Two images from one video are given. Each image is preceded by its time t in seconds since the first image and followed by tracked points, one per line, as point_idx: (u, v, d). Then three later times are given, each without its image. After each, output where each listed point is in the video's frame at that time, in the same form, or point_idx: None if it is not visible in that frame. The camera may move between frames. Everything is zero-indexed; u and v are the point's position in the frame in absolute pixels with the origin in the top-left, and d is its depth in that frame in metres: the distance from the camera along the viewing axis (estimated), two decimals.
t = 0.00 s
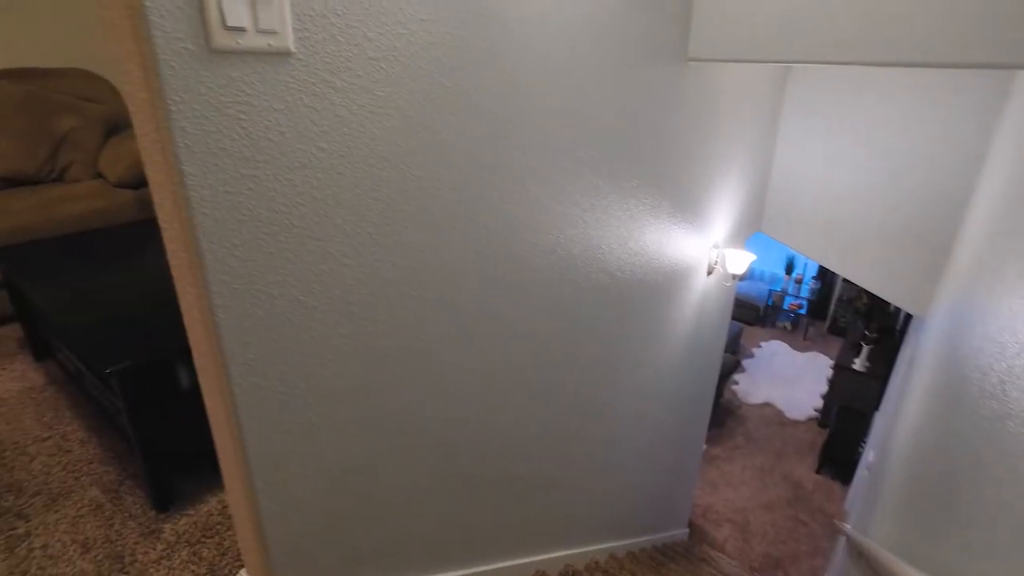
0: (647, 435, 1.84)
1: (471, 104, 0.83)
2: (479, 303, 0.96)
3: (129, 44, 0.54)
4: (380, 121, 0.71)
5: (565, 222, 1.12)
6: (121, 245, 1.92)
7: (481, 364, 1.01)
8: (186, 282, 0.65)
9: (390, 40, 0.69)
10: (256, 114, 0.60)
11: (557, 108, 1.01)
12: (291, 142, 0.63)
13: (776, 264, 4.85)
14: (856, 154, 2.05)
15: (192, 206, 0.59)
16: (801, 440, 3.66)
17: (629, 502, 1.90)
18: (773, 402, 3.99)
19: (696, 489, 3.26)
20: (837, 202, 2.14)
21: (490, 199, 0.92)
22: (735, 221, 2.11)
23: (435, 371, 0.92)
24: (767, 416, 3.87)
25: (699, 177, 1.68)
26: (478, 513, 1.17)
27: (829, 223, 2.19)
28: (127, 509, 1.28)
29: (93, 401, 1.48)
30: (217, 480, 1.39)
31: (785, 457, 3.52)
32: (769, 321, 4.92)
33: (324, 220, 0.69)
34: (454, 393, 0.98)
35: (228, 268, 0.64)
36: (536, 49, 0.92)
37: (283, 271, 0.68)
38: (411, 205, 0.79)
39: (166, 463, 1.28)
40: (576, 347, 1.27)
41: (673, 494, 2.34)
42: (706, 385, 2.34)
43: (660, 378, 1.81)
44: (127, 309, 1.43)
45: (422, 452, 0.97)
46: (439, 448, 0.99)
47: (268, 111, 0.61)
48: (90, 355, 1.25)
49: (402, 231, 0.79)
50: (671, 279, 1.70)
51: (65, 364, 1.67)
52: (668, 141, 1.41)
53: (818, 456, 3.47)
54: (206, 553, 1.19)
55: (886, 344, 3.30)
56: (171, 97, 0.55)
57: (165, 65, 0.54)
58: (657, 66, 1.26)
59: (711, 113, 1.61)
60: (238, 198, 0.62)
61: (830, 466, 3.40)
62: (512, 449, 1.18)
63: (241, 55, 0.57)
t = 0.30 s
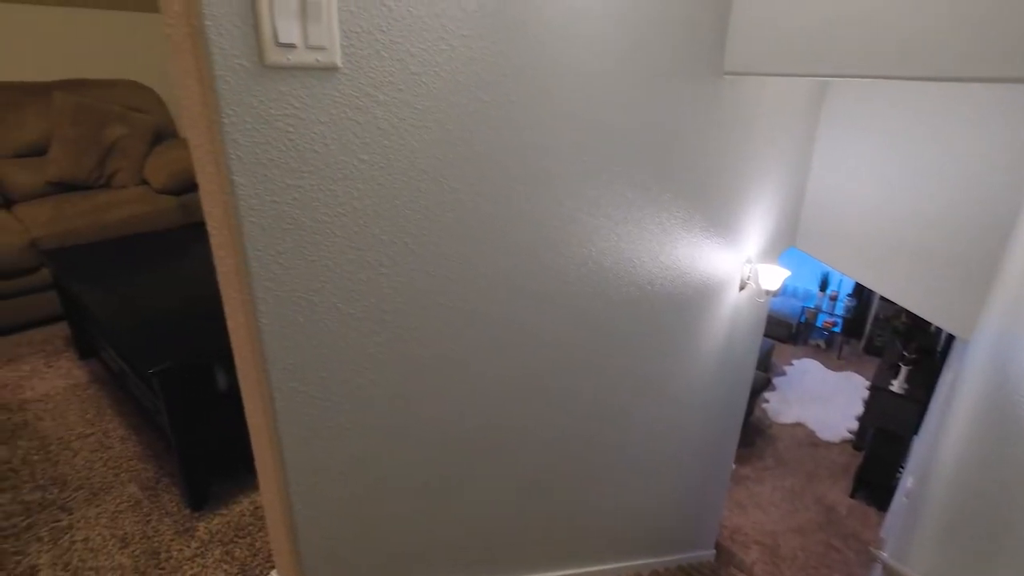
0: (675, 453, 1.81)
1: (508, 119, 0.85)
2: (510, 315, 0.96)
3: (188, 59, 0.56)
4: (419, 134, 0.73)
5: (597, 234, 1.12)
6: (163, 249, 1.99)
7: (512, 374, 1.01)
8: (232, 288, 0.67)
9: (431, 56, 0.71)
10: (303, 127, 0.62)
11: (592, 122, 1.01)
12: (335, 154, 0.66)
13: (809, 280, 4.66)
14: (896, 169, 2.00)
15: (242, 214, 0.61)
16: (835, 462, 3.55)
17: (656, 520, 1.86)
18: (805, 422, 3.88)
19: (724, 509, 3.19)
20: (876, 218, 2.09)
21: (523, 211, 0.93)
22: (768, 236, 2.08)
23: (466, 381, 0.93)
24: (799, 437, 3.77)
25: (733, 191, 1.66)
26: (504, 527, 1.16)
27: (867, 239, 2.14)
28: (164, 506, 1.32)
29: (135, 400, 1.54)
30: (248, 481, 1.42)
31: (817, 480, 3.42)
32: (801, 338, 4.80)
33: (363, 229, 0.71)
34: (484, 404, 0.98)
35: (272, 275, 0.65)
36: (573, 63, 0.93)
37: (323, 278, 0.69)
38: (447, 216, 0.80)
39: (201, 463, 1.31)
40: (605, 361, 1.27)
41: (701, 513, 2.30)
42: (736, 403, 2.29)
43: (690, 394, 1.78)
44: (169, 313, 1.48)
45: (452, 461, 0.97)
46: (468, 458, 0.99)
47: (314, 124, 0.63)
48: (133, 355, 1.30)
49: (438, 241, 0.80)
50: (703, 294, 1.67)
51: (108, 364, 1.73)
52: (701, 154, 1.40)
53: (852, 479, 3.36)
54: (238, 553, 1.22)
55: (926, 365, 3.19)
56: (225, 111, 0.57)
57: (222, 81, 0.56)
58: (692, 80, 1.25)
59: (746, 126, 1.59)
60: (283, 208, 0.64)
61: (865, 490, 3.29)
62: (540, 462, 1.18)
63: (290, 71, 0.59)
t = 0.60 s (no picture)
0: (729, 486, 1.74)
1: (573, 142, 0.86)
2: (567, 336, 0.96)
3: (283, 83, 0.58)
4: (488, 156, 0.75)
5: (656, 257, 1.11)
6: (234, 258, 2.11)
7: (567, 394, 1.01)
8: (308, 302, 0.68)
9: (502, 81, 0.74)
10: (381, 148, 0.64)
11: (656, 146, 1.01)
12: (408, 175, 0.68)
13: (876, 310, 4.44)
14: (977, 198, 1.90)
15: (322, 231, 0.63)
16: (903, 507, 3.32)
17: (707, 557, 1.79)
18: (870, 462, 3.65)
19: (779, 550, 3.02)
20: (953, 248, 1.98)
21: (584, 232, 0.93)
22: (834, 264, 2.00)
23: (522, 400, 0.93)
24: (862, 477, 3.55)
25: (798, 216, 1.61)
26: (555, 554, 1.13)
27: (942, 271, 2.03)
28: (226, 504, 1.38)
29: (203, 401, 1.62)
30: (304, 486, 1.46)
31: (883, 525, 3.20)
32: (866, 372, 4.55)
33: (430, 247, 0.73)
34: (538, 425, 0.98)
35: (346, 291, 0.67)
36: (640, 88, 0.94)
37: (393, 293, 0.71)
38: (509, 235, 0.82)
39: (262, 466, 1.37)
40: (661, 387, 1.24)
41: (754, 553, 2.19)
42: (794, 438, 2.20)
43: (747, 426, 1.72)
44: (239, 319, 1.56)
45: (506, 482, 0.96)
46: (521, 478, 0.99)
47: (391, 146, 0.65)
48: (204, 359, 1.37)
49: (500, 260, 0.82)
50: (764, 322, 1.62)
51: (180, 365, 1.83)
52: (766, 179, 1.37)
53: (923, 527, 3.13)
54: (294, 555, 1.26)
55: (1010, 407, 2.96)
56: (313, 133, 0.59)
57: (312, 105, 0.58)
58: (760, 104, 1.23)
59: (814, 151, 1.55)
60: (359, 226, 0.65)
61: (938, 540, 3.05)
62: (591, 487, 1.16)
63: (373, 96, 0.62)
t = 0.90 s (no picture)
0: (819, 545, 1.61)
1: (670, 177, 0.85)
2: (655, 373, 0.94)
3: (401, 120, 0.62)
4: (585, 189, 0.76)
5: (750, 295, 1.07)
6: (328, 274, 2.24)
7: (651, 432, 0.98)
8: (407, 325, 0.71)
9: (604, 117, 0.75)
10: (485, 181, 0.67)
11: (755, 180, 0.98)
12: (509, 207, 0.70)
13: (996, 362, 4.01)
14: None
15: (427, 259, 0.66)
16: None
17: None
18: (985, 534, 3.25)
19: None
20: None
21: (677, 267, 0.91)
22: (948, 309, 1.83)
23: (606, 435, 0.91)
24: (976, 550, 3.16)
25: (908, 257, 1.49)
26: None
27: None
28: (310, 511, 1.44)
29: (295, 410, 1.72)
30: (383, 501, 1.51)
31: None
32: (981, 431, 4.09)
33: (525, 277, 0.74)
34: (621, 462, 0.95)
35: (444, 316, 0.69)
36: (741, 123, 0.92)
37: (487, 320, 0.73)
38: (602, 268, 0.82)
39: (346, 478, 1.42)
40: (750, 431, 1.18)
41: None
42: (895, 498, 2.00)
43: (842, 480, 1.59)
44: (332, 332, 1.65)
45: (585, 519, 0.94)
46: (601, 516, 0.96)
47: (495, 178, 0.68)
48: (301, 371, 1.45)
49: (592, 292, 0.82)
50: (866, 369, 1.50)
51: (275, 373, 1.96)
52: (874, 216, 1.29)
53: None
54: (371, 568, 1.29)
55: None
56: (426, 166, 0.63)
57: (426, 140, 0.62)
58: (868, 138, 1.17)
59: (929, 187, 1.44)
60: (461, 254, 0.68)
61: None
62: (672, 532, 1.10)
63: (483, 131, 0.65)
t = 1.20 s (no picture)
0: None
1: (808, 216, 0.81)
2: (780, 426, 0.88)
3: (540, 158, 0.65)
4: (717, 229, 0.74)
5: (892, 348, 0.97)
6: (437, 299, 2.35)
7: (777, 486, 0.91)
8: (530, 356, 0.72)
9: (740, 155, 0.73)
10: (617, 219, 0.67)
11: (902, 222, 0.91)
12: (639, 244, 0.70)
13: None
14: None
15: (556, 293, 0.67)
16: None
17: None
18: None
19: None
20: None
21: (811, 313, 0.85)
22: None
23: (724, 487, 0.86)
24: None
25: None
26: None
27: None
28: (412, 530, 1.48)
29: (401, 429, 1.79)
30: (483, 527, 1.51)
31: None
32: None
33: (650, 315, 0.73)
34: (739, 518, 0.89)
35: (568, 349, 0.69)
36: (887, 161, 0.86)
37: (610, 356, 0.72)
38: (730, 310, 0.78)
39: (449, 501, 1.44)
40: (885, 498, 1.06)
41: None
42: None
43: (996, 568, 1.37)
44: (441, 354, 1.72)
45: None
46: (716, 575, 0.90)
47: (627, 215, 0.68)
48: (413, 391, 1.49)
49: (718, 334, 0.79)
50: None
51: (383, 391, 2.06)
52: None
53: None
54: None
55: None
56: (561, 203, 0.64)
57: (564, 178, 0.63)
58: None
59: None
60: (588, 290, 0.68)
61: None
62: None
63: (618, 170, 0.66)
